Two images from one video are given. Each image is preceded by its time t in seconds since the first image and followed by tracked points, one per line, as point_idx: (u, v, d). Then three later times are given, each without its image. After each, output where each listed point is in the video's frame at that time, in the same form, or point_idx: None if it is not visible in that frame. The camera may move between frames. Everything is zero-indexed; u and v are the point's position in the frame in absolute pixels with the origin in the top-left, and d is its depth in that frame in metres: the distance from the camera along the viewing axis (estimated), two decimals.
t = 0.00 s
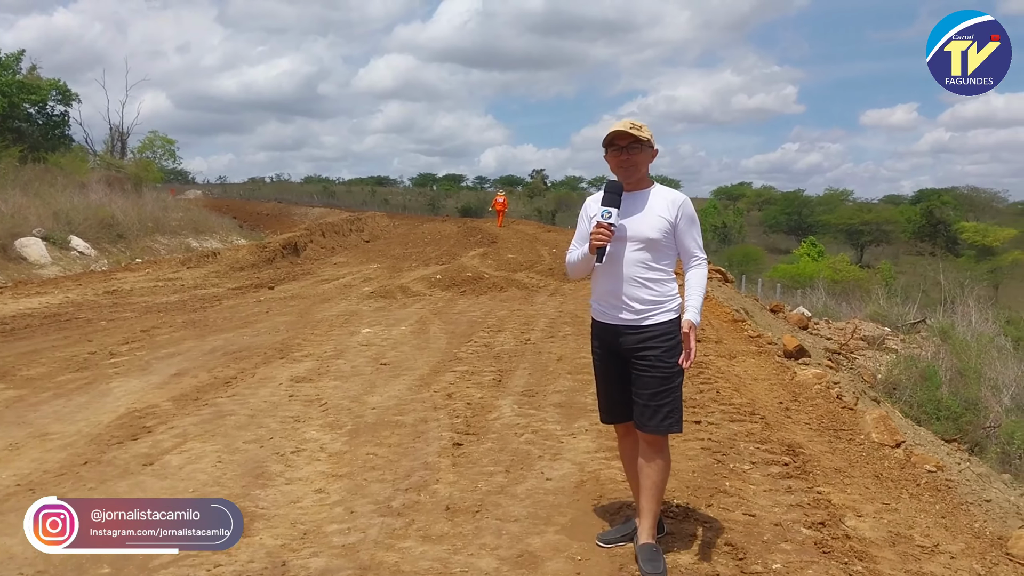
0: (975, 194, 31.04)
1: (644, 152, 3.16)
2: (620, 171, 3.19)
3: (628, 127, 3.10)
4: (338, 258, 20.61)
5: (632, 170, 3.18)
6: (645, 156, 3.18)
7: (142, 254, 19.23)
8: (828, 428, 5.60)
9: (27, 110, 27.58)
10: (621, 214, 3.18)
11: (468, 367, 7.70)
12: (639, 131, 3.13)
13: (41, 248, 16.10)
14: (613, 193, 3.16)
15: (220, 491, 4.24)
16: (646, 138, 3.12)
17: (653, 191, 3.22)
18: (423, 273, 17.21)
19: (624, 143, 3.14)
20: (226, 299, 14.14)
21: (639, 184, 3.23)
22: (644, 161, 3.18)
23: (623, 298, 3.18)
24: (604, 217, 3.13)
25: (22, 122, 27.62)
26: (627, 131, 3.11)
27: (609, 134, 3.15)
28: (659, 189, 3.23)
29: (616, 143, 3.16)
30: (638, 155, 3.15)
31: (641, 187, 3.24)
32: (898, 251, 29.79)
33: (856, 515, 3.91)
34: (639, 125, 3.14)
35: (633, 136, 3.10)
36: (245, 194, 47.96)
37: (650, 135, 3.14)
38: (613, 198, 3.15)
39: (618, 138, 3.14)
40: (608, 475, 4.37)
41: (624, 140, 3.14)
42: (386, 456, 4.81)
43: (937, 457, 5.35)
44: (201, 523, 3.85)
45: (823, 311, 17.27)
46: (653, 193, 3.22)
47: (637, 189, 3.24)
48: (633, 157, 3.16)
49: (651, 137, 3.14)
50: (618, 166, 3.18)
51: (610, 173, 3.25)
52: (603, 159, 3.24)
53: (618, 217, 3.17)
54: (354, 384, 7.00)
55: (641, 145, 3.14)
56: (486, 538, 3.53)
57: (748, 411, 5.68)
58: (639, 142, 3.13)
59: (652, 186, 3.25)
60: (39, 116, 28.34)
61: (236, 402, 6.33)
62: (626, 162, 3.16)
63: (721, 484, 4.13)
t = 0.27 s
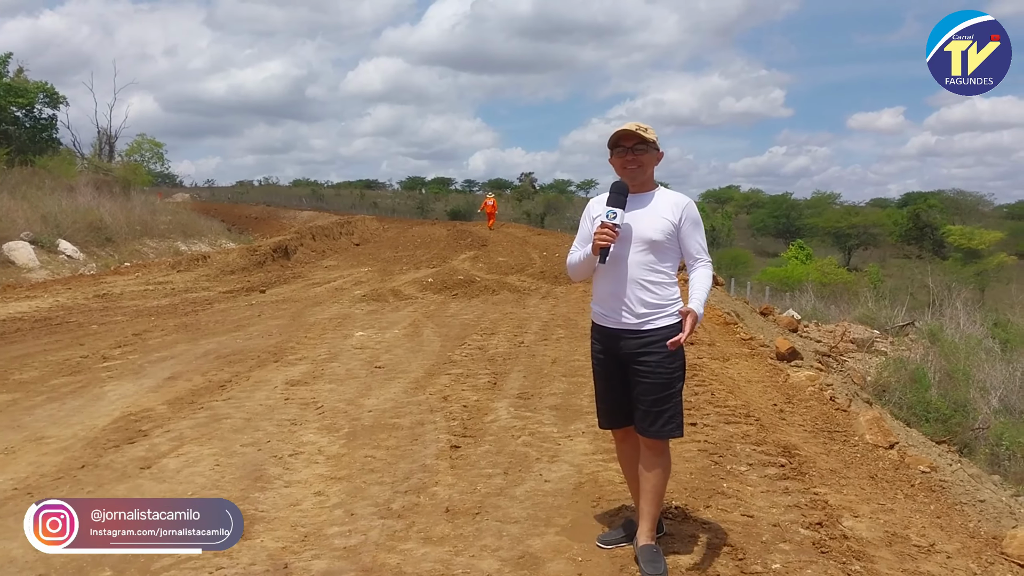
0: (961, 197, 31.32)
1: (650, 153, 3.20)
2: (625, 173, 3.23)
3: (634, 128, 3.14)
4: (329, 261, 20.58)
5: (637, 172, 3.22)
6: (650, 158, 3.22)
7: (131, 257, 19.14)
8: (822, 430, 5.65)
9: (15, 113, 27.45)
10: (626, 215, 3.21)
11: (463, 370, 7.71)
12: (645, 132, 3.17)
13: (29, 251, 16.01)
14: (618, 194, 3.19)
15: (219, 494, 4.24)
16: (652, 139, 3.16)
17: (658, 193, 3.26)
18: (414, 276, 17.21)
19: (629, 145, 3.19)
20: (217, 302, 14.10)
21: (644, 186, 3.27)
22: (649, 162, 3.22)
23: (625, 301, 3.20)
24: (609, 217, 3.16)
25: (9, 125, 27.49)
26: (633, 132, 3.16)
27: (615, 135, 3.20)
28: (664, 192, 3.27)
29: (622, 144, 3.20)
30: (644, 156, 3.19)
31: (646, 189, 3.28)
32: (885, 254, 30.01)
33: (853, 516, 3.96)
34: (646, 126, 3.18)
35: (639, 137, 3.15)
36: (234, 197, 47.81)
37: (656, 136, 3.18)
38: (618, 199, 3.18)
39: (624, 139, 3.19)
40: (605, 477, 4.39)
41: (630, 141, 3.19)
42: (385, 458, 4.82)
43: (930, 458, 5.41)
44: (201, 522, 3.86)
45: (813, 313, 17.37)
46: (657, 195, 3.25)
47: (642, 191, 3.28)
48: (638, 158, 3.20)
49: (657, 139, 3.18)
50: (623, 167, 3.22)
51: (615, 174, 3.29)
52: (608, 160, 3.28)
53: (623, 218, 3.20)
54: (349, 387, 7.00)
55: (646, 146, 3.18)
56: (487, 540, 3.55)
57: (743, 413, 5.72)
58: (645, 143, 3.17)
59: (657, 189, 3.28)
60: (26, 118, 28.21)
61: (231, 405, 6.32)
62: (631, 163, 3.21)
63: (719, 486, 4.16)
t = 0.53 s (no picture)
0: (953, 200, 31.47)
1: (657, 156, 3.22)
2: (632, 175, 3.25)
3: (640, 132, 3.15)
4: (324, 263, 20.57)
5: (644, 175, 3.24)
6: (658, 160, 3.23)
7: (124, 259, 19.08)
8: (818, 431, 5.69)
9: (7, 115, 27.38)
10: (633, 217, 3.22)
11: (460, 372, 7.72)
12: (651, 135, 3.18)
13: (22, 254, 15.95)
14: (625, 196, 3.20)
15: (217, 496, 4.25)
16: (658, 142, 3.17)
17: (666, 196, 3.27)
18: (409, 279, 17.20)
19: (635, 149, 3.20)
20: (212, 305, 14.08)
21: (652, 189, 3.29)
22: (656, 165, 3.23)
23: (631, 305, 3.23)
24: (615, 219, 3.16)
25: (2, 127, 27.42)
26: (639, 136, 3.17)
27: (620, 139, 3.21)
28: (673, 194, 3.28)
29: (627, 149, 3.22)
30: (651, 158, 3.20)
31: (654, 191, 3.30)
32: (878, 256, 30.11)
33: (849, 517, 3.99)
34: (652, 129, 3.19)
35: (646, 140, 3.16)
36: (228, 199, 47.71)
37: (662, 140, 3.19)
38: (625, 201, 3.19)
39: (630, 144, 3.20)
40: (603, 478, 4.42)
41: (635, 145, 3.20)
42: (383, 460, 4.83)
43: (926, 459, 5.44)
44: (202, 523, 3.88)
45: (806, 315, 17.41)
46: (665, 197, 3.27)
47: (650, 194, 3.29)
48: (646, 161, 3.21)
49: (664, 142, 3.19)
50: (629, 171, 3.24)
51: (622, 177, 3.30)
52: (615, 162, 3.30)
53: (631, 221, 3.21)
54: (346, 389, 7.00)
55: (653, 149, 3.19)
56: (486, 541, 3.56)
57: (739, 414, 5.75)
58: (652, 146, 3.18)
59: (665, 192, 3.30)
60: (19, 120, 28.15)
61: (228, 407, 6.32)
62: (638, 167, 3.22)
63: (717, 486, 4.18)
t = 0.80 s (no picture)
0: (952, 200, 31.50)
1: (671, 157, 3.22)
2: (646, 175, 3.24)
3: (657, 132, 3.15)
4: (324, 264, 20.57)
5: (657, 175, 3.24)
6: (671, 161, 3.23)
7: (124, 260, 19.08)
8: (819, 431, 5.71)
9: (7, 115, 27.39)
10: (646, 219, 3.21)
11: (461, 372, 7.73)
12: (667, 136, 3.18)
13: (22, 254, 15.95)
14: (639, 198, 3.19)
15: (219, 495, 4.26)
16: (673, 143, 3.17)
17: (677, 197, 3.28)
18: (409, 279, 17.21)
19: (650, 149, 3.20)
20: (212, 305, 14.08)
21: (664, 189, 3.29)
22: (669, 166, 3.23)
23: (641, 307, 3.21)
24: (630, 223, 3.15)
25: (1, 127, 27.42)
26: (654, 136, 3.16)
27: (635, 138, 3.20)
28: (684, 196, 3.29)
29: (642, 149, 3.21)
30: (666, 160, 3.20)
31: (666, 192, 3.30)
32: (877, 257, 30.12)
33: (851, 515, 4.01)
34: (668, 130, 3.19)
35: (662, 142, 3.15)
36: (227, 199, 47.70)
37: (677, 141, 3.19)
38: (639, 204, 3.19)
39: (645, 143, 3.20)
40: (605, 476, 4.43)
41: (650, 145, 3.19)
42: (385, 459, 4.84)
43: (926, 458, 5.46)
44: (202, 522, 3.86)
45: (806, 315, 17.42)
46: (677, 199, 3.27)
47: (662, 194, 3.29)
48: (660, 162, 3.21)
49: (678, 143, 3.19)
50: (643, 171, 3.24)
51: (634, 177, 3.30)
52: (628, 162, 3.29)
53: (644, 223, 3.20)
54: (348, 388, 7.01)
55: (668, 150, 3.19)
56: (488, 539, 3.57)
57: (740, 414, 5.76)
58: (667, 148, 3.18)
59: (677, 193, 3.30)
60: (19, 120, 28.15)
61: (230, 407, 6.33)
62: (652, 167, 3.22)
63: (718, 485, 4.20)
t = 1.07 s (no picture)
0: (953, 196, 31.51)
1: (676, 154, 3.21)
2: (652, 171, 3.23)
3: (664, 127, 3.14)
4: (325, 261, 20.58)
5: (661, 172, 3.24)
6: (676, 158, 3.23)
7: (125, 257, 19.09)
8: (820, 426, 5.72)
9: (8, 113, 27.40)
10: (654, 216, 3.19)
11: (462, 368, 7.74)
12: (674, 132, 3.17)
13: (24, 251, 15.97)
14: (648, 193, 3.16)
15: (222, 491, 4.27)
16: (680, 140, 3.17)
17: (681, 195, 3.28)
18: (410, 276, 17.21)
19: (656, 144, 3.20)
20: (214, 301, 14.10)
21: (666, 186, 3.29)
22: (673, 164, 3.24)
23: (645, 304, 3.20)
24: (640, 219, 3.11)
25: (3, 125, 27.45)
26: (662, 132, 3.15)
27: (642, 133, 3.19)
28: (687, 194, 3.29)
29: (648, 143, 3.21)
30: (673, 156, 3.19)
31: (667, 190, 3.30)
32: (878, 253, 30.11)
33: (852, 510, 4.02)
34: (673, 126, 3.19)
35: (671, 138, 3.14)
36: (228, 197, 47.71)
37: (684, 138, 3.18)
38: (648, 199, 3.14)
39: (652, 138, 3.19)
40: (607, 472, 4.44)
41: (656, 140, 3.19)
42: (387, 454, 4.85)
43: (928, 453, 5.47)
44: (202, 522, 3.83)
45: (807, 311, 17.42)
46: (679, 197, 3.28)
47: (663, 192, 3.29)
48: (665, 158, 3.21)
49: (685, 140, 3.19)
50: (648, 166, 3.23)
51: (638, 171, 3.28)
52: (633, 156, 3.27)
53: (653, 220, 3.17)
54: (350, 385, 7.03)
55: (674, 147, 3.19)
56: (491, 535, 3.59)
57: (742, 410, 5.76)
58: (674, 144, 3.17)
59: (680, 190, 3.30)
60: (20, 118, 28.16)
61: (232, 403, 6.34)
62: (657, 163, 3.21)
63: (720, 481, 4.21)
